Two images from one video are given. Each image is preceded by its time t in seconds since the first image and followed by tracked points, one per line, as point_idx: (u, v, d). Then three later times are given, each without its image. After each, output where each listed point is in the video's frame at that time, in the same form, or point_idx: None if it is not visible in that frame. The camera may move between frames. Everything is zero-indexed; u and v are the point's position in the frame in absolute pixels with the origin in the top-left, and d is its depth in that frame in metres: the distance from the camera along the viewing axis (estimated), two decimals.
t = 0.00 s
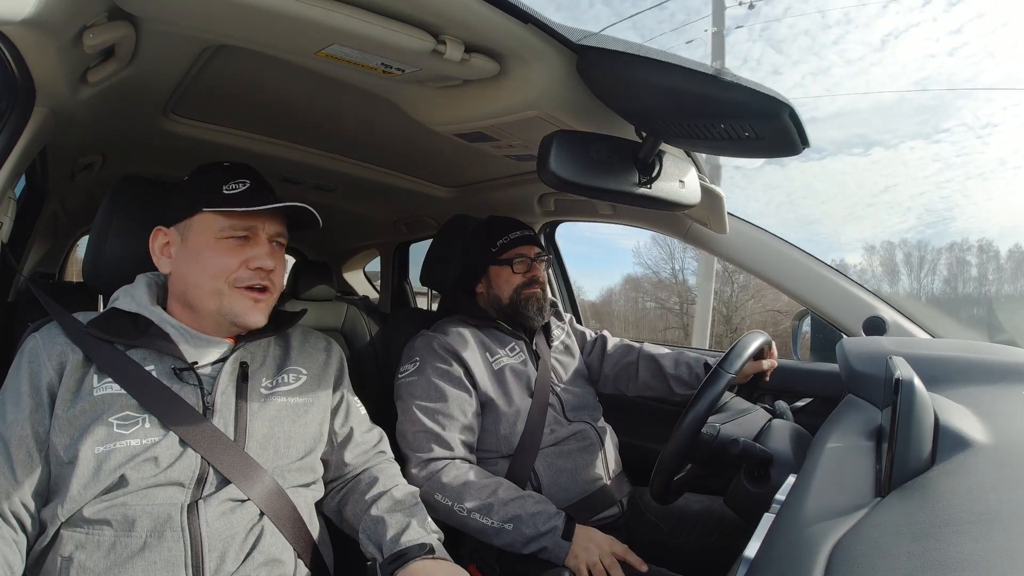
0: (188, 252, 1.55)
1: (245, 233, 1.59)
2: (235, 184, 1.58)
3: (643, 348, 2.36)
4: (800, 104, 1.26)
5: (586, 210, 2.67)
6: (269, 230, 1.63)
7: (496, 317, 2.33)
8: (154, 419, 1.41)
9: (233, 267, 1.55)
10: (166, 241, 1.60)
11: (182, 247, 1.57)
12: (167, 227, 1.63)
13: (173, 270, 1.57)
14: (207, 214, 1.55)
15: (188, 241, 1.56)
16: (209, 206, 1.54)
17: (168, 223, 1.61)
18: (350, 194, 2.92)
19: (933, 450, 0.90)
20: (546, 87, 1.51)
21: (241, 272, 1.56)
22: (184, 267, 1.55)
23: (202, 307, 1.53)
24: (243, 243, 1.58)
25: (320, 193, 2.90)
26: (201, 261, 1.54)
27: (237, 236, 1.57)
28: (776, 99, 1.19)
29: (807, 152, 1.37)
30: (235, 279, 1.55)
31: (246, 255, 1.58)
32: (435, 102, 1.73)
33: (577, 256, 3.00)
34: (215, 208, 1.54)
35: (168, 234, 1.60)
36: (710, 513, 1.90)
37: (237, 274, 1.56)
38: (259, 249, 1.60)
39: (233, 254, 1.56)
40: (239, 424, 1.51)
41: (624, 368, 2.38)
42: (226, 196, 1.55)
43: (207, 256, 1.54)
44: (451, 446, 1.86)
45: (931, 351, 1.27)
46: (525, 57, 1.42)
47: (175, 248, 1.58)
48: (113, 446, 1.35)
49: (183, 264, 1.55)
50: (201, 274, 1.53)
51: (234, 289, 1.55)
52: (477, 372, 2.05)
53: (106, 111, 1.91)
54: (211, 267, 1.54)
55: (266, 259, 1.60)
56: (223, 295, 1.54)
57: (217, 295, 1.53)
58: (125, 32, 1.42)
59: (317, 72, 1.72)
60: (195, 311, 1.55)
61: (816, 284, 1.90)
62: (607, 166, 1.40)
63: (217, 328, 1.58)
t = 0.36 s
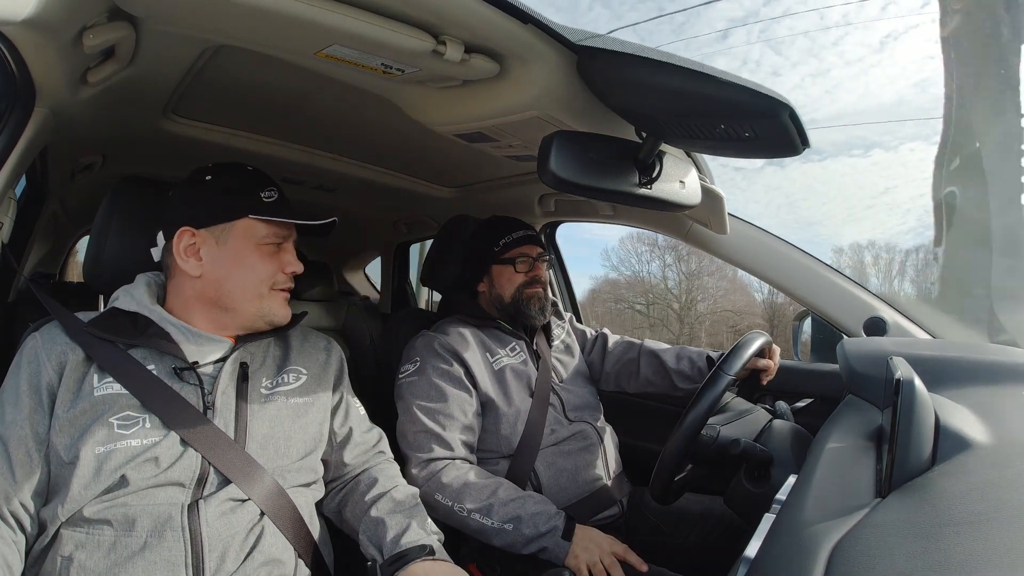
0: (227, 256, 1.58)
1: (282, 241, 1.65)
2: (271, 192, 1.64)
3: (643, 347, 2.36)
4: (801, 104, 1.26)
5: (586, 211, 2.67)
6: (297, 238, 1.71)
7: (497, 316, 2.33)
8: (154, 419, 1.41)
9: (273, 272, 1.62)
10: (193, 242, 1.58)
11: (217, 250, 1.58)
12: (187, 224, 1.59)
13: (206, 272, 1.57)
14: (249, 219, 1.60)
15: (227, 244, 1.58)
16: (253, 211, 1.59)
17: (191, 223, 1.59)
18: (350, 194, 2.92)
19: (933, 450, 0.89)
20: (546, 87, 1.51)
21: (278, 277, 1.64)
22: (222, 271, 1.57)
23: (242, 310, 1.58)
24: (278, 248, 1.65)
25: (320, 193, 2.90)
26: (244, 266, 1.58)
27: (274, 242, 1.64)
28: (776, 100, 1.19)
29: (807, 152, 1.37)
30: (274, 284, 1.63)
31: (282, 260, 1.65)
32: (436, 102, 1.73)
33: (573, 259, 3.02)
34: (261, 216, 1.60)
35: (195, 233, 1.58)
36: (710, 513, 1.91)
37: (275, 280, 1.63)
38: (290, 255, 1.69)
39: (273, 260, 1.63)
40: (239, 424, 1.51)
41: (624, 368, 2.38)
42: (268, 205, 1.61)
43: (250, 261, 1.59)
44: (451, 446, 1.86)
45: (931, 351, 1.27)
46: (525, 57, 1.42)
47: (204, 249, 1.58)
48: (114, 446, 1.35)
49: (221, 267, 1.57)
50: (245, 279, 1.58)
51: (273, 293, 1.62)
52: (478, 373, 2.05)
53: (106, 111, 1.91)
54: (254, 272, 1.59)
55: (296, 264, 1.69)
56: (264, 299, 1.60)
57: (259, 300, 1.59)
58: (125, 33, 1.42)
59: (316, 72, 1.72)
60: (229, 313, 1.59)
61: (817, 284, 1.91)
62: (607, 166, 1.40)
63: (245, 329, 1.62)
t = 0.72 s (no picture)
0: (222, 256, 1.57)
1: (277, 239, 1.64)
2: (265, 189, 1.63)
3: (644, 347, 2.36)
4: (801, 105, 1.26)
5: (586, 211, 2.67)
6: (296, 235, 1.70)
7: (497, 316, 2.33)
8: (155, 422, 1.41)
9: (268, 272, 1.61)
10: (187, 241, 1.58)
11: (211, 249, 1.58)
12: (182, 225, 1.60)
13: (200, 273, 1.57)
14: (243, 219, 1.59)
15: (221, 244, 1.57)
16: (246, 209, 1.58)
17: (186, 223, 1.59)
18: (350, 194, 2.92)
19: (932, 450, 0.90)
20: (546, 87, 1.51)
21: (274, 276, 1.63)
22: (217, 270, 1.57)
23: (237, 309, 1.57)
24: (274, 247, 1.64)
25: (320, 193, 2.90)
26: (238, 265, 1.58)
27: (269, 241, 1.63)
28: (778, 100, 1.19)
29: (807, 153, 1.37)
30: (270, 284, 1.62)
31: (279, 260, 1.64)
32: (436, 102, 1.73)
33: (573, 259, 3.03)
34: (255, 215, 1.58)
35: (190, 233, 1.58)
36: (710, 513, 1.91)
37: (271, 279, 1.62)
38: (288, 253, 1.67)
39: (268, 259, 1.62)
40: (240, 425, 1.51)
41: (624, 368, 2.39)
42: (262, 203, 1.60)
43: (245, 261, 1.58)
44: (451, 447, 1.86)
45: (930, 351, 1.27)
46: (525, 58, 1.43)
47: (199, 250, 1.58)
48: (115, 449, 1.34)
49: (215, 267, 1.57)
50: (240, 278, 1.58)
51: (268, 293, 1.61)
52: (478, 373, 2.05)
53: (106, 111, 1.92)
54: (249, 272, 1.58)
55: (294, 262, 1.68)
56: (259, 299, 1.59)
57: (254, 300, 1.59)
58: (125, 32, 1.42)
59: (316, 71, 1.72)
60: (226, 313, 1.58)
61: (817, 282, 1.91)
62: (608, 167, 1.40)
63: (242, 329, 1.62)
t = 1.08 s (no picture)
0: (189, 258, 1.55)
1: (243, 239, 1.57)
2: (234, 188, 1.58)
3: (646, 348, 2.36)
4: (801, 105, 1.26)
5: (586, 211, 2.66)
6: (268, 235, 1.61)
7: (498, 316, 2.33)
8: (157, 424, 1.40)
9: (231, 274, 1.54)
10: (168, 244, 1.61)
11: (182, 251, 1.57)
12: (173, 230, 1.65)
13: (174, 275, 1.57)
14: (205, 218, 1.55)
15: (189, 245, 1.56)
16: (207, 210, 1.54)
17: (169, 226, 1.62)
18: (350, 194, 2.91)
19: (933, 450, 0.90)
20: (546, 87, 1.51)
21: (239, 279, 1.55)
22: (183, 273, 1.55)
23: (201, 311, 1.53)
24: (242, 249, 1.57)
25: (320, 193, 2.90)
26: (200, 267, 1.53)
27: (236, 242, 1.56)
28: (776, 99, 1.20)
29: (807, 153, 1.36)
30: (233, 287, 1.54)
31: (245, 262, 1.56)
32: (436, 102, 1.73)
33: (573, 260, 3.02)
34: (213, 214, 1.54)
35: (169, 237, 1.60)
36: (711, 514, 1.91)
37: (235, 282, 1.54)
38: (260, 256, 1.59)
39: (233, 261, 1.55)
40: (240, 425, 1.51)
41: (625, 368, 2.39)
42: (228, 201, 1.55)
43: (206, 262, 1.53)
44: (451, 447, 1.86)
45: (931, 351, 1.27)
46: (525, 58, 1.43)
47: (174, 252, 1.59)
48: (116, 450, 1.34)
49: (183, 269, 1.55)
50: (201, 281, 1.53)
51: (231, 296, 1.54)
52: (479, 373, 2.05)
53: (105, 111, 1.91)
54: (210, 274, 1.53)
55: (266, 266, 1.58)
56: (220, 302, 1.53)
57: (215, 303, 1.53)
58: (125, 32, 1.42)
59: (316, 71, 1.72)
60: (195, 317, 1.56)
61: (817, 283, 1.91)
62: (609, 167, 1.40)
63: (213, 334, 1.57)
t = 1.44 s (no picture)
0: (211, 253, 1.56)
1: (267, 237, 1.60)
2: (258, 188, 1.60)
3: (646, 347, 2.37)
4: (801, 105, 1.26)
5: (586, 211, 2.66)
6: (289, 235, 1.64)
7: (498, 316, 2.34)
8: (153, 424, 1.40)
9: (257, 272, 1.57)
10: (179, 237, 1.61)
11: (199, 245, 1.58)
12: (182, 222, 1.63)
13: (191, 269, 1.57)
14: (232, 216, 1.57)
15: (210, 241, 1.57)
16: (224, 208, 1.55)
17: (181, 220, 1.61)
18: (350, 194, 2.91)
19: (933, 450, 0.90)
20: (546, 87, 1.51)
21: (264, 276, 1.58)
22: (203, 267, 1.56)
23: (225, 307, 1.55)
24: (266, 247, 1.60)
25: (320, 193, 2.90)
26: (225, 263, 1.55)
27: (261, 240, 1.59)
28: (777, 100, 1.19)
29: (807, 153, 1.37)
30: (259, 284, 1.57)
31: (270, 260, 1.59)
32: (436, 101, 1.73)
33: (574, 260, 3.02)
34: (242, 212, 1.56)
35: (183, 230, 1.60)
36: (711, 514, 1.91)
37: (260, 279, 1.57)
38: (282, 254, 1.62)
39: (258, 258, 1.58)
40: (240, 427, 1.51)
41: (625, 368, 2.39)
42: (253, 200, 1.57)
43: (232, 259, 1.55)
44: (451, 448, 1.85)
45: (931, 351, 1.27)
46: (525, 57, 1.42)
47: (191, 246, 1.59)
48: (112, 452, 1.34)
49: (202, 264, 1.56)
50: (225, 275, 1.55)
51: (256, 293, 1.57)
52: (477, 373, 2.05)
53: (105, 111, 1.91)
54: (236, 270, 1.55)
55: (288, 264, 1.62)
56: (247, 298, 1.55)
57: (241, 299, 1.55)
58: (124, 32, 1.42)
59: (316, 71, 1.72)
60: (212, 311, 1.57)
61: (817, 282, 1.91)
62: (607, 167, 1.40)
63: (234, 329, 1.59)
